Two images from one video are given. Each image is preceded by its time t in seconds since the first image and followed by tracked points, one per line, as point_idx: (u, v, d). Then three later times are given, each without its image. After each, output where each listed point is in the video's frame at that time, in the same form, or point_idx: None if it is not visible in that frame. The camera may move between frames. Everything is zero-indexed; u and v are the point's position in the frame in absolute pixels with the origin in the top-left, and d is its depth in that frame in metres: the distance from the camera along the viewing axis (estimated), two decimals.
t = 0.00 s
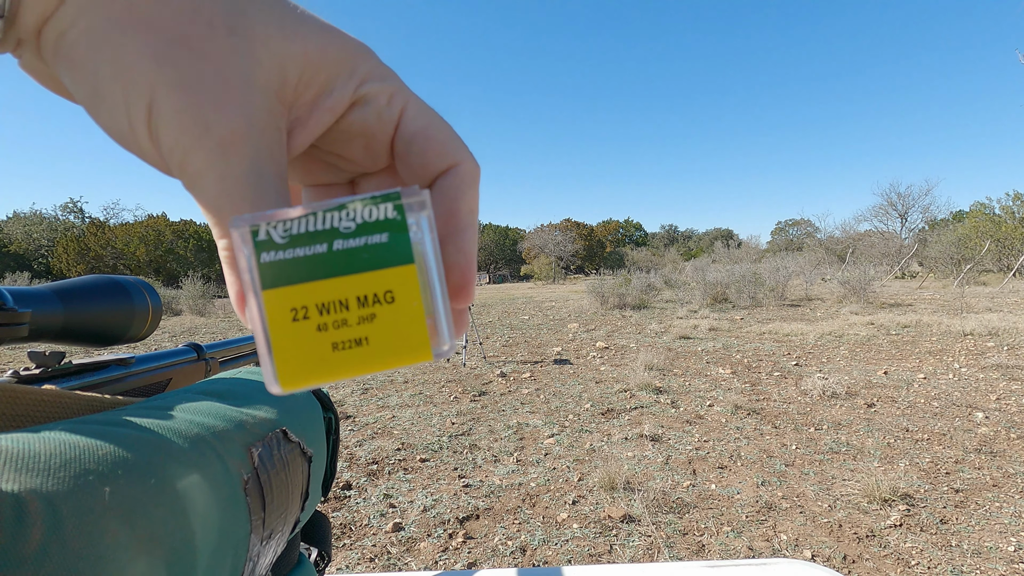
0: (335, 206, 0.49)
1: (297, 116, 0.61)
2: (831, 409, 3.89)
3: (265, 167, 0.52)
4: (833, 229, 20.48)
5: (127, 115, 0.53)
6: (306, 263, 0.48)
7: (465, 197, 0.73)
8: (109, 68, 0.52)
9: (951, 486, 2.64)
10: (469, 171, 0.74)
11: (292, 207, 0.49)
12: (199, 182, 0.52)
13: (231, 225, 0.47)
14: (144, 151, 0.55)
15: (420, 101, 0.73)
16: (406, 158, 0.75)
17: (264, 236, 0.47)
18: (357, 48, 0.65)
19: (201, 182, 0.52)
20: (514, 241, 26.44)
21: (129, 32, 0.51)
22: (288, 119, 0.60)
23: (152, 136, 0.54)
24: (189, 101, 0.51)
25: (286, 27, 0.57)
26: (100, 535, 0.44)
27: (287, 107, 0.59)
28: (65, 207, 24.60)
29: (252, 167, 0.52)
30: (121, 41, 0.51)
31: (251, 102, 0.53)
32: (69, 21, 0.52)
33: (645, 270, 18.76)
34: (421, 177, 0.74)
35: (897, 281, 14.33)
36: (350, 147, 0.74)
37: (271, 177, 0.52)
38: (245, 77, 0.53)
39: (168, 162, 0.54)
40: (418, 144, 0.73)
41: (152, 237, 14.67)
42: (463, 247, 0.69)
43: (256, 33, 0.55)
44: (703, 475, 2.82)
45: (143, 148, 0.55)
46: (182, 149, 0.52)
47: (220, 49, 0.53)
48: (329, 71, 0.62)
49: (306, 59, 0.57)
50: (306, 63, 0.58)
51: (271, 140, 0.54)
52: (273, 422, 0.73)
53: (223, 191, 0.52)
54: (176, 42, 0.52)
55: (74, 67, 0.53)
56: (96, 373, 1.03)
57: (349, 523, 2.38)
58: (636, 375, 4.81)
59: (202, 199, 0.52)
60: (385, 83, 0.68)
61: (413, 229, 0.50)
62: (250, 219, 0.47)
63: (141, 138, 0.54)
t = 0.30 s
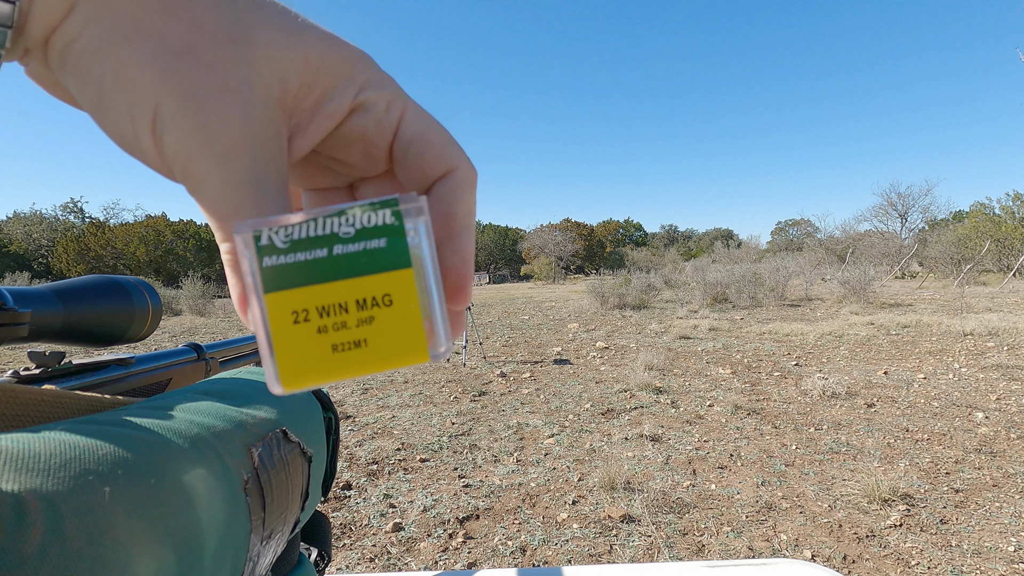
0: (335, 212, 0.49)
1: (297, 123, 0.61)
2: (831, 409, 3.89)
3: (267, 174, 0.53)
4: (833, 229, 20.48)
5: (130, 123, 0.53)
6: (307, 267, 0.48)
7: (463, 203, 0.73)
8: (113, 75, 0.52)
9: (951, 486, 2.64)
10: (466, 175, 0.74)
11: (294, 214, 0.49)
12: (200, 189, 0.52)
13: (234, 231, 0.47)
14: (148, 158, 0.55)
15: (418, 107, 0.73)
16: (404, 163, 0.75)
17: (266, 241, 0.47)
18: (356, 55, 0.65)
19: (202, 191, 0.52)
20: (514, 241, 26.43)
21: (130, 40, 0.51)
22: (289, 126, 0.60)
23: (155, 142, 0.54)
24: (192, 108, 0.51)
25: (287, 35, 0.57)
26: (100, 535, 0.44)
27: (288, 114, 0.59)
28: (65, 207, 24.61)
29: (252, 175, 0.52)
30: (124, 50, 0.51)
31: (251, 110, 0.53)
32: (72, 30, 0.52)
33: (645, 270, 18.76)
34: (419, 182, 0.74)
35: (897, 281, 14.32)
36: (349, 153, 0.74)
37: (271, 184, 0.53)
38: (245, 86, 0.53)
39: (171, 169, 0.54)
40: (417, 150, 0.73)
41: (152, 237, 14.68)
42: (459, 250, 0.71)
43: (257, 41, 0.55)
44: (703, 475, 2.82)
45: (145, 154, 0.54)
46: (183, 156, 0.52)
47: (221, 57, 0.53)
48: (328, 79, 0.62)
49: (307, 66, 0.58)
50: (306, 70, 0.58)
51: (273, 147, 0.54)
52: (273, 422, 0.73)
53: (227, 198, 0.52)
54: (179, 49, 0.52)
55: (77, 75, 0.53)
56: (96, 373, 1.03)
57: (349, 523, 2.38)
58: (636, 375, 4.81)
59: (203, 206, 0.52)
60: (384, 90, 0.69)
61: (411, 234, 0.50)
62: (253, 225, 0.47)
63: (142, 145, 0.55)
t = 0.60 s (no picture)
0: (345, 216, 0.49)
1: (304, 126, 0.61)
2: (831, 409, 3.89)
3: (274, 178, 0.53)
4: (833, 229, 20.49)
5: (138, 127, 0.54)
6: (317, 272, 0.49)
7: (470, 205, 0.74)
8: (122, 79, 0.52)
9: (951, 486, 2.65)
10: (473, 177, 0.75)
11: (303, 218, 0.49)
12: (207, 193, 0.53)
13: (244, 235, 0.47)
14: (155, 160, 0.55)
15: (425, 109, 0.73)
16: (411, 166, 0.75)
17: (276, 245, 0.47)
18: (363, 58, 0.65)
19: (210, 194, 0.53)
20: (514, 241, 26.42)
21: (138, 45, 0.51)
22: (296, 128, 0.60)
23: (163, 145, 0.54)
24: (199, 112, 0.51)
25: (294, 39, 0.57)
26: (100, 535, 0.44)
27: (296, 117, 0.59)
28: (66, 207, 24.64)
29: (260, 179, 0.52)
30: (131, 53, 0.51)
31: (258, 115, 0.53)
32: (82, 34, 0.53)
33: (645, 270, 18.76)
34: (426, 184, 0.75)
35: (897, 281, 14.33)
36: (356, 155, 0.74)
37: (280, 188, 0.53)
38: (253, 90, 0.53)
39: (178, 172, 0.54)
40: (423, 152, 0.74)
41: (152, 237, 14.69)
42: (467, 252, 0.72)
43: (264, 45, 0.54)
44: (703, 475, 2.82)
45: (154, 156, 0.55)
46: (191, 159, 0.52)
47: (228, 61, 0.53)
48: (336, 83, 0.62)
49: (314, 70, 0.58)
50: (312, 73, 0.58)
51: (280, 150, 0.54)
52: (273, 422, 0.72)
53: (234, 201, 0.52)
54: (187, 54, 0.52)
55: (85, 79, 0.54)
56: (96, 373, 1.03)
57: (349, 523, 2.38)
58: (636, 375, 4.81)
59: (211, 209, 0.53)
60: (392, 93, 0.68)
61: (421, 238, 0.50)
62: (262, 229, 0.47)
63: (149, 148, 0.55)
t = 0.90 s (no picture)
0: (348, 204, 0.49)
1: (307, 118, 0.61)
2: (831, 409, 3.89)
3: (276, 172, 0.53)
4: (833, 229, 20.49)
5: (141, 121, 0.54)
6: (321, 261, 0.49)
7: (472, 196, 0.74)
8: (124, 72, 0.52)
9: (951, 486, 2.64)
10: (476, 169, 0.75)
11: (305, 207, 0.49)
12: (210, 186, 0.52)
13: (247, 226, 0.47)
14: (158, 154, 0.55)
15: (427, 101, 0.73)
16: (414, 158, 0.75)
17: (279, 235, 0.48)
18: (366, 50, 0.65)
19: (213, 186, 0.53)
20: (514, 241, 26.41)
21: (141, 38, 0.51)
22: (299, 121, 0.60)
23: (165, 139, 0.54)
24: (202, 105, 0.51)
25: (297, 31, 0.57)
26: (100, 535, 0.44)
27: (299, 110, 0.59)
28: (66, 207, 24.65)
29: (263, 172, 0.52)
30: (134, 47, 0.51)
31: (261, 108, 0.53)
32: (84, 26, 0.53)
33: (645, 270, 18.76)
34: (429, 177, 0.75)
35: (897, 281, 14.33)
36: (358, 147, 0.74)
37: (282, 182, 0.53)
38: (255, 83, 0.53)
39: (180, 165, 0.54)
40: (426, 145, 0.74)
41: (152, 237, 14.69)
42: (470, 245, 0.72)
43: (267, 37, 0.55)
44: (703, 475, 2.82)
45: (156, 150, 0.54)
46: (193, 152, 0.52)
47: (231, 53, 0.53)
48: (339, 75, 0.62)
49: (317, 62, 0.58)
50: (315, 66, 0.58)
51: (283, 142, 0.54)
52: (273, 422, 0.73)
53: (236, 194, 0.52)
54: (190, 47, 0.52)
55: (87, 72, 0.54)
56: (96, 373, 1.03)
57: (349, 523, 2.38)
58: (636, 375, 4.81)
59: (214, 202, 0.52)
60: (394, 84, 0.69)
61: (425, 227, 0.50)
62: (266, 218, 0.47)
63: (152, 142, 0.55)
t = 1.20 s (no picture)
0: (344, 208, 0.49)
1: (305, 119, 0.61)
2: (832, 409, 3.89)
3: (275, 173, 0.53)
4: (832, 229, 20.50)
5: (140, 122, 0.53)
6: (316, 265, 0.48)
7: (469, 198, 0.74)
8: (124, 72, 0.52)
9: (951, 486, 2.64)
10: (473, 172, 0.75)
11: (302, 211, 0.49)
12: (209, 186, 0.52)
13: (243, 228, 0.47)
14: (156, 155, 0.55)
15: (426, 103, 0.73)
16: (411, 160, 0.75)
17: (275, 238, 0.48)
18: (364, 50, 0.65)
19: (211, 186, 0.52)
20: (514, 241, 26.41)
21: (141, 38, 0.51)
22: (297, 121, 0.60)
23: (164, 139, 0.54)
24: (201, 105, 0.51)
25: (297, 32, 0.57)
26: (100, 535, 0.44)
27: (297, 110, 0.59)
28: (65, 207, 24.61)
29: (262, 173, 0.52)
30: (134, 47, 0.51)
31: (260, 109, 0.53)
32: (83, 24, 0.52)
33: (645, 270, 18.77)
34: (426, 179, 0.75)
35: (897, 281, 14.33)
36: (356, 148, 0.74)
37: (282, 183, 0.53)
38: (255, 84, 0.53)
39: (179, 166, 0.54)
40: (424, 147, 0.74)
41: (152, 237, 14.69)
42: (467, 246, 0.72)
43: (267, 37, 0.55)
44: (703, 475, 2.82)
45: (154, 151, 0.54)
46: (192, 153, 0.52)
47: (230, 53, 0.53)
48: (336, 76, 0.62)
49: (317, 63, 0.58)
50: (314, 66, 0.58)
51: (282, 143, 0.54)
52: (272, 423, 0.73)
53: (235, 194, 0.52)
54: (190, 47, 0.52)
55: (85, 71, 0.53)
56: (96, 373, 1.03)
57: (349, 523, 2.38)
58: (636, 375, 4.81)
59: (213, 202, 0.52)
60: (393, 86, 0.69)
61: (420, 231, 0.50)
62: (262, 222, 0.47)
63: (150, 143, 0.55)
